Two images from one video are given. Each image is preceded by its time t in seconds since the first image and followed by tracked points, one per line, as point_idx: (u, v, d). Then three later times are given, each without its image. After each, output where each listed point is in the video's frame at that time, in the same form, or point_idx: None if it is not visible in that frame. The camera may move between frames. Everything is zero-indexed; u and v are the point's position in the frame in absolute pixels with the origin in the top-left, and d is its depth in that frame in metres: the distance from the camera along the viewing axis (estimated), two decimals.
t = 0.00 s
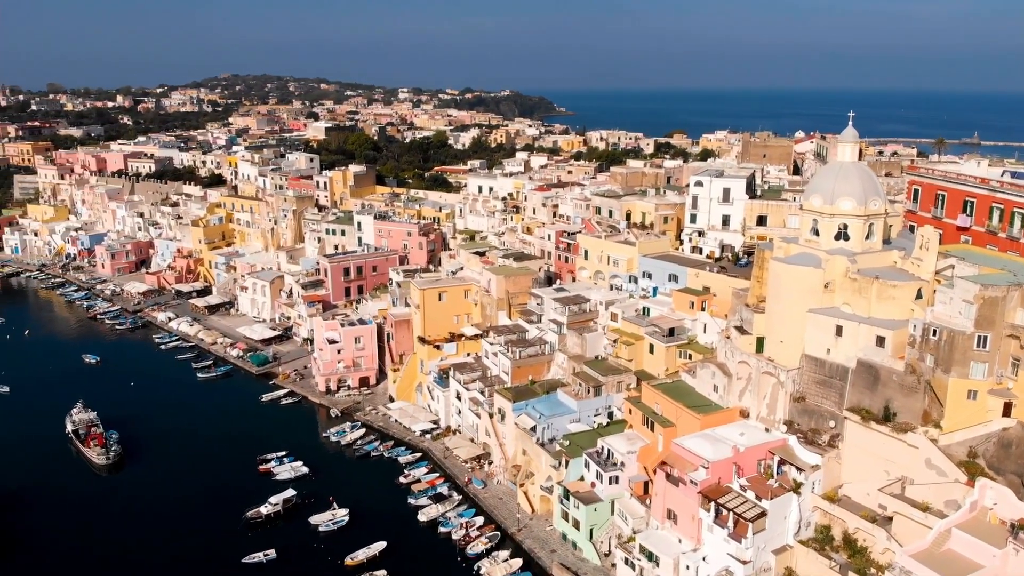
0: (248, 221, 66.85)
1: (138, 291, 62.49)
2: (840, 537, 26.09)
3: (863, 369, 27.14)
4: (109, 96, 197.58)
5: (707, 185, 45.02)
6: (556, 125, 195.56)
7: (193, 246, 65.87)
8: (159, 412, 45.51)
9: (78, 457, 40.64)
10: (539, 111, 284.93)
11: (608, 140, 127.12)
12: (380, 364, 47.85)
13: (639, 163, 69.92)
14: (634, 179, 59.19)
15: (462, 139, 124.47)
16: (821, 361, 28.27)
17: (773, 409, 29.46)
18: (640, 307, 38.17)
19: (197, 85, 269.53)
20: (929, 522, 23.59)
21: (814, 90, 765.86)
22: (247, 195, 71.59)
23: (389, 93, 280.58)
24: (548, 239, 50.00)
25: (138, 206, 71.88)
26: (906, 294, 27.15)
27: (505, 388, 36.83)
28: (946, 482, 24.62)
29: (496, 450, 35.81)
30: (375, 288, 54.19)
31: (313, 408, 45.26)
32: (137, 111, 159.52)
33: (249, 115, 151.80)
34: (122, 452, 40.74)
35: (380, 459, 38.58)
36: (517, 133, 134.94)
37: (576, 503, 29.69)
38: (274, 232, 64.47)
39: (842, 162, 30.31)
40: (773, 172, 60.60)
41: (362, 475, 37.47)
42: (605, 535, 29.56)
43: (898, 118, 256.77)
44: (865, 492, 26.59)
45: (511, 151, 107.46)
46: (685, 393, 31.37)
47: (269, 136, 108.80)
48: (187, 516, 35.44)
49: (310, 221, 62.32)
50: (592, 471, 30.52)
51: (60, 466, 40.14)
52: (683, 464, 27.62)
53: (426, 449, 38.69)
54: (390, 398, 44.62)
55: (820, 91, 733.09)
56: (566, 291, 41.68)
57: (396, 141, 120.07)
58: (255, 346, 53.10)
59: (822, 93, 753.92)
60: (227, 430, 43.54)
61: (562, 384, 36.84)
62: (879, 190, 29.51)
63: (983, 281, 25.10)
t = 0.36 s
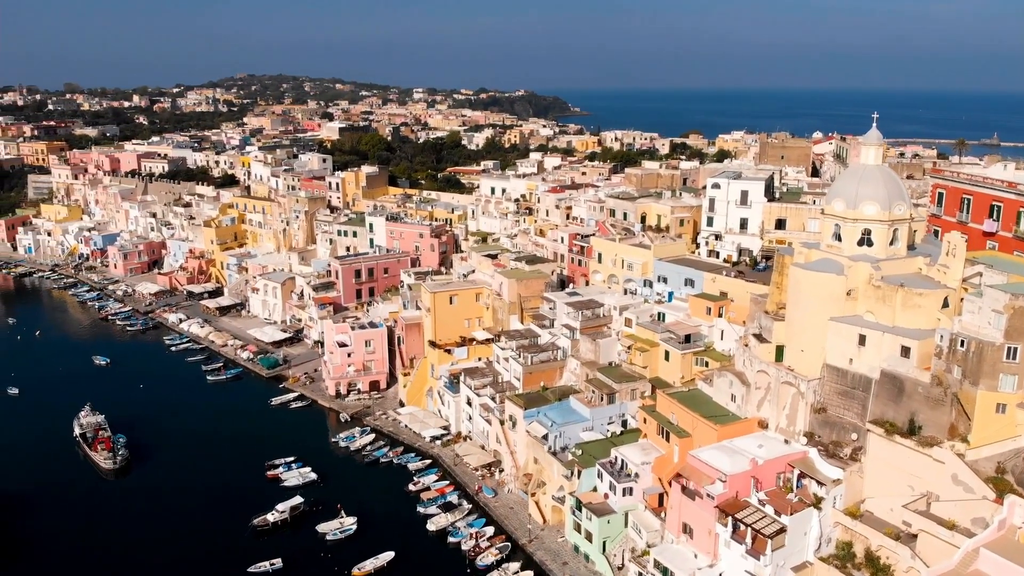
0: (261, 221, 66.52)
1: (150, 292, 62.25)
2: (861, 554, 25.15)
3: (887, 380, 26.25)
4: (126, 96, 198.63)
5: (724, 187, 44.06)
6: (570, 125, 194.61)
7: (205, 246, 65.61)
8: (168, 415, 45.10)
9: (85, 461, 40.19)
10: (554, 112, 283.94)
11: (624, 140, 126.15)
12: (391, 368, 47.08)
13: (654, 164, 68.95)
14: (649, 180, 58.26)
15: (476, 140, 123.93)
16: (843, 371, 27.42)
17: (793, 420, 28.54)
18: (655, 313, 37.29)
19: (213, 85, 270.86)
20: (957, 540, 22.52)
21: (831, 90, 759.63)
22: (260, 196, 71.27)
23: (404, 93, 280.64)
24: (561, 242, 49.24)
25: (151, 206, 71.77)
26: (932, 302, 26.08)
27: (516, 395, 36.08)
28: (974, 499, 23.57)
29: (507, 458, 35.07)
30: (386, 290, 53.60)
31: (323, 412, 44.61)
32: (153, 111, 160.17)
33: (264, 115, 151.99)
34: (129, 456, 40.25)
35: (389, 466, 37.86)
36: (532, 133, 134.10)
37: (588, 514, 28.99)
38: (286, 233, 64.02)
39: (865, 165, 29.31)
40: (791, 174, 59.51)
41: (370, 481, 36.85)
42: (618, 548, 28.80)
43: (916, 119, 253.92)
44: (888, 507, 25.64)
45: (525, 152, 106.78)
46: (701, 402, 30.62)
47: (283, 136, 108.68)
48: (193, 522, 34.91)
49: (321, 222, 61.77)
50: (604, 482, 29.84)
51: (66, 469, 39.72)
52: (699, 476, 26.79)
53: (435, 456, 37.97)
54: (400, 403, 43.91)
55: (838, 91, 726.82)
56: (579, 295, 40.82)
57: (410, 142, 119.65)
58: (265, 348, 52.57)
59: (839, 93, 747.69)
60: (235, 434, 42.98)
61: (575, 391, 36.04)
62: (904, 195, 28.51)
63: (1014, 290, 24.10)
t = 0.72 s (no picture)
0: (274, 223, 66.13)
1: (163, 293, 61.97)
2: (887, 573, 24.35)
3: (914, 394, 25.24)
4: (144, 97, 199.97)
5: (744, 190, 43.02)
6: (586, 125, 193.65)
7: (219, 247, 65.30)
8: (178, 418, 44.62)
9: (93, 465, 39.58)
10: (570, 112, 283.22)
11: (640, 141, 125.13)
12: (402, 372, 46.26)
13: (672, 166, 67.88)
14: (666, 182, 57.26)
15: (491, 141, 123.38)
16: (869, 385, 26.46)
17: (815, 433, 27.60)
18: (672, 319, 36.34)
19: (231, 85, 272.22)
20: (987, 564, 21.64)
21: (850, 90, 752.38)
22: (274, 197, 70.90)
23: (420, 93, 280.66)
24: (576, 245, 48.38)
25: (165, 206, 71.61)
26: (962, 313, 25.03)
27: (529, 403, 35.27)
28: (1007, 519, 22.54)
29: (519, 467, 34.28)
30: (399, 292, 52.96)
31: (333, 417, 43.91)
32: (170, 111, 160.84)
33: (280, 115, 152.18)
34: (137, 461, 39.57)
35: (399, 474, 37.09)
36: (548, 134, 133.17)
37: (602, 528, 28.20)
38: (300, 234, 63.55)
39: (893, 170, 28.20)
40: (811, 177, 58.26)
41: (380, 489, 36.13)
42: (632, 563, 28.03)
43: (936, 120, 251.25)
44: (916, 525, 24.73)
45: (541, 153, 106.06)
46: (720, 413, 29.79)
47: (298, 137, 108.55)
48: (198, 529, 34.28)
49: (335, 223, 61.19)
50: (619, 495, 28.91)
51: (74, 472, 39.19)
52: (718, 491, 25.85)
53: (446, 464, 37.18)
54: (412, 408, 43.14)
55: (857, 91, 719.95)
56: (593, 300, 39.84)
57: (425, 142, 119.19)
58: (277, 351, 51.97)
59: (858, 93, 740.39)
60: (245, 438, 42.33)
61: (589, 399, 35.19)
62: (933, 200, 27.40)
63: None
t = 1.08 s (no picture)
0: (288, 224, 65.69)
1: (175, 294, 61.67)
2: None
3: (943, 409, 24.31)
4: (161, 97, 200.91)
5: (764, 193, 41.99)
6: (602, 126, 192.70)
7: (232, 248, 64.94)
8: (187, 422, 44.10)
9: (100, 469, 39.07)
10: (586, 112, 282.16)
11: (657, 141, 124.05)
12: (414, 377, 45.57)
13: (689, 168, 66.79)
14: (684, 184, 56.20)
15: (507, 141, 122.76)
16: (895, 398, 25.50)
17: (839, 448, 26.57)
18: (690, 326, 35.37)
19: (248, 85, 273.34)
20: None
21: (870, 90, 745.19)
22: (287, 198, 70.48)
23: (436, 93, 280.53)
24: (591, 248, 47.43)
25: (179, 207, 71.36)
26: (994, 324, 24.01)
27: (542, 411, 34.42)
28: None
29: (531, 477, 33.48)
30: (412, 295, 52.28)
31: (343, 422, 43.13)
32: (187, 110, 161.31)
33: (296, 116, 152.23)
34: (145, 466, 39.07)
35: (410, 482, 36.35)
36: (563, 134, 132.26)
37: (617, 542, 27.43)
38: (313, 236, 63.05)
39: (922, 174, 27.06)
40: (832, 179, 57.02)
41: (390, 498, 35.44)
42: None
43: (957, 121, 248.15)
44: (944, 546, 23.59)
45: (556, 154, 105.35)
46: (739, 425, 28.90)
47: (313, 137, 108.32)
48: (205, 537, 33.70)
49: (348, 225, 60.60)
50: (634, 509, 28.06)
51: (81, 476, 38.72)
52: (737, 507, 24.99)
53: (457, 472, 36.42)
54: (423, 414, 42.30)
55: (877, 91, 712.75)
56: (608, 305, 38.87)
57: (439, 143, 118.68)
58: (288, 353, 51.31)
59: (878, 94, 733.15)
60: (254, 444, 41.77)
61: (603, 408, 34.30)
62: (964, 206, 26.25)
63: None
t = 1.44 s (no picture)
0: (301, 224, 65.17)
1: (188, 295, 61.37)
2: None
3: (973, 424, 23.22)
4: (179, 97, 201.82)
5: (785, 196, 40.93)
6: (618, 125, 191.55)
7: (245, 249, 64.58)
8: (197, 426, 43.58)
9: (108, 474, 38.71)
10: (602, 112, 281.05)
11: (674, 141, 122.94)
12: (425, 382, 44.84)
13: (707, 169, 65.71)
14: (702, 186, 55.12)
15: (522, 142, 122.08)
16: (924, 412, 24.47)
17: (863, 463, 25.63)
18: (708, 333, 34.42)
19: (265, 85, 274.24)
20: None
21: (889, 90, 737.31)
22: (301, 198, 70.06)
23: (451, 93, 280.30)
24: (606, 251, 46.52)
25: (193, 207, 71.10)
26: None
27: (555, 419, 33.57)
28: None
29: (544, 487, 32.64)
30: (424, 298, 51.55)
31: (354, 427, 42.40)
32: (204, 110, 161.68)
33: (312, 116, 152.22)
34: (152, 471, 38.65)
35: (420, 490, 35.60)
36: (579, 134, 131.32)
37: (631, 558, 26.60)
38: (326, 237, 62.51)
39: (952, 178, 25.90)
40: (853, 181, 55.82)
41: (399, 506, 34.71)
42: None
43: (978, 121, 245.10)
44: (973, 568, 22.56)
45: (571, 154, 104.55)
46: (759, 437, 27.99)
47: (328, 137, 108.07)
48: (211, 546, 33.08)
49: (361, 226, 59.97)
50: (650, 523, 27.19)
51: (88, 481, 38.33)
52: (756, 524, 24.19)
53: (468, 481, 35.64)
54: (434, 420, 41.53)
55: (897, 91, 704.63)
56: (624, 311, 37.94)
57: (454, 143, 118.19)
58: (300, 356, 50.74)
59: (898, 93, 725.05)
60: (263, 448, 41.22)
61: (618, 417, 33.41)
62: (996, 211, 25.12)
63: None
